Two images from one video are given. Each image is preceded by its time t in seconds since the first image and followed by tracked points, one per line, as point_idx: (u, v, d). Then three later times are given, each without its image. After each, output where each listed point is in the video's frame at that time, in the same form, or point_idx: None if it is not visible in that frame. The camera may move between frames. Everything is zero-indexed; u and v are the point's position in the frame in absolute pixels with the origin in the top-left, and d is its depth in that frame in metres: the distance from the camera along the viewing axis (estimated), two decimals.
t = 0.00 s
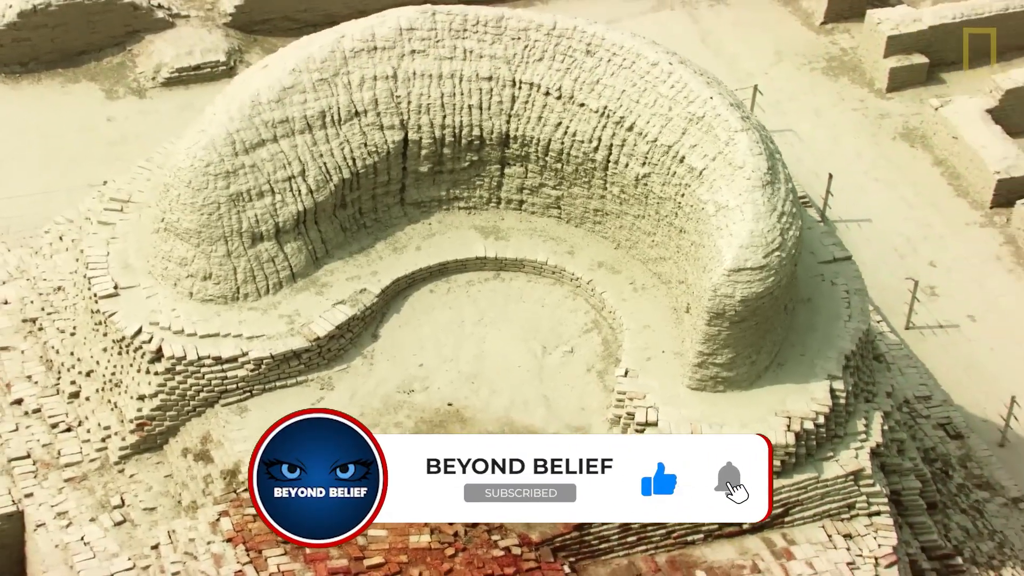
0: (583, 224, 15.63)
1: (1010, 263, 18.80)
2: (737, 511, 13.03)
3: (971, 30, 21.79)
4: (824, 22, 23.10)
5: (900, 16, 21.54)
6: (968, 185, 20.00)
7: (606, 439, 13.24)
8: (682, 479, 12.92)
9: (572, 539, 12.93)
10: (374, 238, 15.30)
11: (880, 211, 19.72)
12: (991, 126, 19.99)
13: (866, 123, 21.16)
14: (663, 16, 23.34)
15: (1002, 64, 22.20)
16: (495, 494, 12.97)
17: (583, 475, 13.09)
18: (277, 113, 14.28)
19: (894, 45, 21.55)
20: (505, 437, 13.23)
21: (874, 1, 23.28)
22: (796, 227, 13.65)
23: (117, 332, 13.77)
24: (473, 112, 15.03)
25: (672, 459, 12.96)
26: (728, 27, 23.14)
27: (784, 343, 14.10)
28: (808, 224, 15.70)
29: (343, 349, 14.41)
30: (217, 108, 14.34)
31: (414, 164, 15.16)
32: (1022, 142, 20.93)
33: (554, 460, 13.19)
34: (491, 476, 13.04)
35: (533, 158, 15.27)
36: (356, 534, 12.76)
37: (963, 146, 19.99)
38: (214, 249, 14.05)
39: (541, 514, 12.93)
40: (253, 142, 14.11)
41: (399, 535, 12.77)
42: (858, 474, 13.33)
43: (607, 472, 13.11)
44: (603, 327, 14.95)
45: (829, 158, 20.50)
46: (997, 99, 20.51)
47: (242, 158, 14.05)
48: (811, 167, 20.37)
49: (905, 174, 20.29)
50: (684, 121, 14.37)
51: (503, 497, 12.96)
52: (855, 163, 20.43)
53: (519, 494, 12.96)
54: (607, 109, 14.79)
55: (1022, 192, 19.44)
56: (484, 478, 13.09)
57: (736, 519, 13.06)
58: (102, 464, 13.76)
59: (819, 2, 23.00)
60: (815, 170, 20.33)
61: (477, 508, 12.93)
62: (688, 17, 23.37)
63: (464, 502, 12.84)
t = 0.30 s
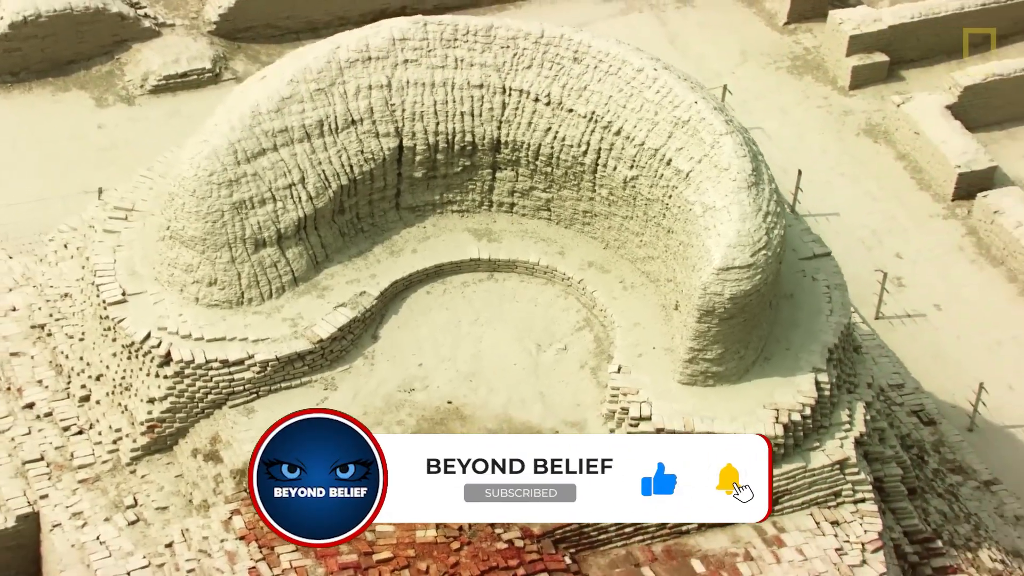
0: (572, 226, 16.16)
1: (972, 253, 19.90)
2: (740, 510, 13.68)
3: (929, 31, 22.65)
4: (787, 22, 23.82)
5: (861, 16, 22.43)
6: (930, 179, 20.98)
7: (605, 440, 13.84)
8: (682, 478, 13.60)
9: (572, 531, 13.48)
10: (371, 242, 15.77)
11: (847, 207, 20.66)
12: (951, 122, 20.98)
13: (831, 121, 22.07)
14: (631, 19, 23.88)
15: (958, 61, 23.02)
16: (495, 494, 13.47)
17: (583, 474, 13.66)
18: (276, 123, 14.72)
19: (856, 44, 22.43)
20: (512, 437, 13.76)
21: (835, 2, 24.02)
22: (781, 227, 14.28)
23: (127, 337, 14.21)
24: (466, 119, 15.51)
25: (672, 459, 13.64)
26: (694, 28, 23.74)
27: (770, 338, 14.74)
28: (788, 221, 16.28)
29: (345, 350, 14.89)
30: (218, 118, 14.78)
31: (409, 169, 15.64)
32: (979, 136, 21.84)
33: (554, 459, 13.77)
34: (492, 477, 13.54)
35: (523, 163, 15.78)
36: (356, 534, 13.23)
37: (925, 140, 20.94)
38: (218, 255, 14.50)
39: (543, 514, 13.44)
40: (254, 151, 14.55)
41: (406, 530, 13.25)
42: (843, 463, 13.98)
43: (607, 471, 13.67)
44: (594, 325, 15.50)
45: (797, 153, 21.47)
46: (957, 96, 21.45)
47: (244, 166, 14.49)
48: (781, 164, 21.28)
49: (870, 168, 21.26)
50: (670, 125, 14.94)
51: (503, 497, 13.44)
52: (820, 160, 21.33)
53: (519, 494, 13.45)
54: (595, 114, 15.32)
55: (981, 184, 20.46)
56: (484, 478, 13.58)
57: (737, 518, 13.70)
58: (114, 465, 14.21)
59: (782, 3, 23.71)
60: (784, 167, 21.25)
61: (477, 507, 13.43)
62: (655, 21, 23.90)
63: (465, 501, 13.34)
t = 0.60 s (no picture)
0: (569, 227, 16.70)
1: (943, 245, 20.74)
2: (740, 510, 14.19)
3: (896, 30, 23.61)
4: (759, 23, 24.73)
5: (832, 16, 23.38)
6: (901, 174, 21.88)
7: (605, 441, 14.35)
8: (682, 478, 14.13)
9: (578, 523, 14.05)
10: (375, 246, 16.24)
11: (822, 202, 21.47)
12: (920, 119, 21.93)
13: (804, 118, 22.95)
14: (609, 19, 24.74)
15: (924, 59, 24.01)
16: (495, 494, 13.93)
17: (582, 474, 14.18)
18: (282, 132, 15.16)
19: (826, 44, 23.35)
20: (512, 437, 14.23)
21: (805, 4, 24.96)
22: (772, 226, 14.86)
23: (142, 342, 14.62)
24: (465, 125, 16.02)
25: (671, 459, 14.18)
26: (669, 29, 24.64)
27: (763, 334, 15.34)
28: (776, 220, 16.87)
29: (353, 351, 15.37)
30: (226, 128, 15.21)
31: (410, 175, 16.12)
32: (947, 132, 22.85)
33: (555, 459, 14.26)
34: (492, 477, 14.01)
35: (521, 167, 16.30)
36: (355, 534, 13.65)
37: (895, 137, 21.88)
38: (229, 261, 14.95)
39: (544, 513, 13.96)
40: (262, 160, 14.99)
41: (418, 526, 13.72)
42: (835, 454, 14.61)
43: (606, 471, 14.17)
44: (592, 323, 16.05)
45: (772, 150, 22.30)
46: (925, 93, 22.44)
47: (253, 175, 14.93)
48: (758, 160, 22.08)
49: (845, 165, 22.11)
50: (663, 129, 15.48)
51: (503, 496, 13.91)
52: (794, 158, 22.19)
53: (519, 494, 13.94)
54: (590, 120, 15.83)
55: (951, 178, 21.37)
56: (484, 478, 14.05)
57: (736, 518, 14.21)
58: (132, 466, 14.65)
59: (754, 5, 24.59)
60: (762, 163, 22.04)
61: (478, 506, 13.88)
62: (632, 24, 24.76)
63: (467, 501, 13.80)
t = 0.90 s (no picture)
0: (564, 226, 17.28)
1: (913, 236, 21.70)
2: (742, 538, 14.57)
3: (862, 29, 24.62)
4: (729, 24, 25.50)
5: (800, 16, 24.21)
6: (871, 167, 22.80)
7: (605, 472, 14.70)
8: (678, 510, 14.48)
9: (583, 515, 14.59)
10: (378, 248, 16.77)
11: (796, 196, 22.29)
12: (887, 115, 22.80)
13: (776, 115, 23.78)
14: (584, 23, 25.36)
15: (888, 56, 25.05)
16: (494, 521, 14.34)
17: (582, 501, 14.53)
18: (288, 140, 15.67)
19: (795, 43, 24.20)
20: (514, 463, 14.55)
21: (772, 5, 25.82)
22: (762, 224, 15.51)
23: (158, 345, 15.11)
24: (463, 130, 16.56)
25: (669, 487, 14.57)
26: (643, 31, 25.31)
27: (755, 327, 16.00)
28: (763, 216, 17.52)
29: (361, 350, 15.91)
30: (234, 136, 15.71)
31: (411, 179, 16.66)
32: (913, 127, 23.88)
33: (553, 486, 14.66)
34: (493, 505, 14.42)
35: (518, 170, 16.87)
36: (358, 560, 14.11)
37: (865, 132, 22.78)
38: (240, 265, 15.46)
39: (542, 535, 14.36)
40: (269, 167, 15.50)
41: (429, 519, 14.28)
42: (827, 442, 15.36)
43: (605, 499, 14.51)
44: (590, 319, 16.64)
45: (747, 147, 23.08)
46: (891, 90, 23.39)
47: (261, 181, 15.44)
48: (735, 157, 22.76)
49: (817, 160, 22.96)
50: (655, 132, 16.09)
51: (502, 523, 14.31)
52: (766, 153, 23.01)
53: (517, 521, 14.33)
54: (584, 123, 16.41)
55: (919, 171, 22.32)
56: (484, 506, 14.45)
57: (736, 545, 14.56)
58: (150, 464, 15.13)
59: (725, 6, 25.36)
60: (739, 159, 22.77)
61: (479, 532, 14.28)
62: (608, 26, 25.39)
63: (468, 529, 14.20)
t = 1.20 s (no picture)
0: (555, 224, 17.83)
1: (880, 226, 22.70)
2: None
3: (826, 26, 25.63)
4: (698, 22, 26.40)
5: (767, 15, 25.19)
6: (839, 160, 23.77)
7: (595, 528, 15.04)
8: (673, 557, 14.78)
9: (583, 502, 15.20)
10: (377, 248, 17.25)
11: (768, 189, 23.31)
12: (853, 109, 23.74)
13: (745, 110, 24.73)
14: (558, 23, 26.16)
15: (851, 52, 26.08)
16: None
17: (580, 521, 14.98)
18: (288, 145, 16.15)
19: (763, 41, 25.13)
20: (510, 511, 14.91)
21: (739, 4, 26.75)
22: (748, 220, 16.14)
23: (168, 346, 15.58)
24: (457, 133, 17.07)
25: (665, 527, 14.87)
26: (615, 31, 26.15)
27: (743, 319, 16.64)
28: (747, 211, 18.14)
29: (363, 348, 16.42)
30: (236, 143, 16.17)
31: (408, 181, 17.16)
32: (878, 120, 24.94)
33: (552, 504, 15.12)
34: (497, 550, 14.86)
35: (510, 170, 17.40)
36: None
37: (831, 126, 23.70)
38: (245, 268, 15.93)
39: None
40: (271, 172, 15.97)
41: (436, 511, 14.82)
42: (814, 428, 16.02)
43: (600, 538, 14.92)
44: (583, 313, 17.22)
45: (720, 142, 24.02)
46: (856, 85, 24.41)
47: (264, 186, 15.92)
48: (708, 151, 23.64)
49: (786, 153, 23.94)
50: (643, 132, 16.67)
51: None
52: (738, 148, 23.96)
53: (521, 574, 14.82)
54: (574, 125, 16.96)
55: (885, 163, 23.32)
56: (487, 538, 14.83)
57: None
58: (162, 462, 15.61)
59: (693, 6, 26.26)
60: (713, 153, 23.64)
61: None
62: (581, 26, 26.22)
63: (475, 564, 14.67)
